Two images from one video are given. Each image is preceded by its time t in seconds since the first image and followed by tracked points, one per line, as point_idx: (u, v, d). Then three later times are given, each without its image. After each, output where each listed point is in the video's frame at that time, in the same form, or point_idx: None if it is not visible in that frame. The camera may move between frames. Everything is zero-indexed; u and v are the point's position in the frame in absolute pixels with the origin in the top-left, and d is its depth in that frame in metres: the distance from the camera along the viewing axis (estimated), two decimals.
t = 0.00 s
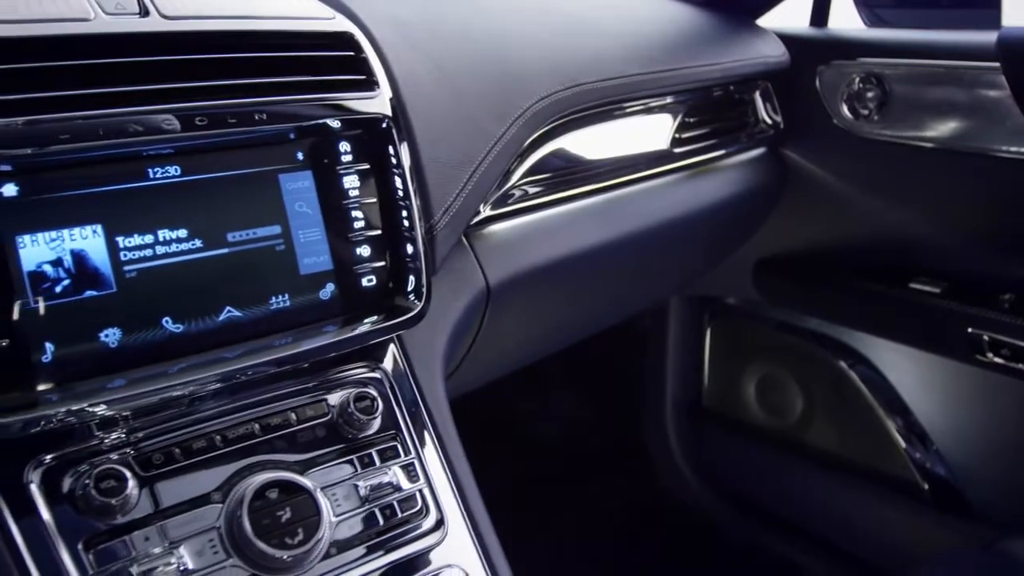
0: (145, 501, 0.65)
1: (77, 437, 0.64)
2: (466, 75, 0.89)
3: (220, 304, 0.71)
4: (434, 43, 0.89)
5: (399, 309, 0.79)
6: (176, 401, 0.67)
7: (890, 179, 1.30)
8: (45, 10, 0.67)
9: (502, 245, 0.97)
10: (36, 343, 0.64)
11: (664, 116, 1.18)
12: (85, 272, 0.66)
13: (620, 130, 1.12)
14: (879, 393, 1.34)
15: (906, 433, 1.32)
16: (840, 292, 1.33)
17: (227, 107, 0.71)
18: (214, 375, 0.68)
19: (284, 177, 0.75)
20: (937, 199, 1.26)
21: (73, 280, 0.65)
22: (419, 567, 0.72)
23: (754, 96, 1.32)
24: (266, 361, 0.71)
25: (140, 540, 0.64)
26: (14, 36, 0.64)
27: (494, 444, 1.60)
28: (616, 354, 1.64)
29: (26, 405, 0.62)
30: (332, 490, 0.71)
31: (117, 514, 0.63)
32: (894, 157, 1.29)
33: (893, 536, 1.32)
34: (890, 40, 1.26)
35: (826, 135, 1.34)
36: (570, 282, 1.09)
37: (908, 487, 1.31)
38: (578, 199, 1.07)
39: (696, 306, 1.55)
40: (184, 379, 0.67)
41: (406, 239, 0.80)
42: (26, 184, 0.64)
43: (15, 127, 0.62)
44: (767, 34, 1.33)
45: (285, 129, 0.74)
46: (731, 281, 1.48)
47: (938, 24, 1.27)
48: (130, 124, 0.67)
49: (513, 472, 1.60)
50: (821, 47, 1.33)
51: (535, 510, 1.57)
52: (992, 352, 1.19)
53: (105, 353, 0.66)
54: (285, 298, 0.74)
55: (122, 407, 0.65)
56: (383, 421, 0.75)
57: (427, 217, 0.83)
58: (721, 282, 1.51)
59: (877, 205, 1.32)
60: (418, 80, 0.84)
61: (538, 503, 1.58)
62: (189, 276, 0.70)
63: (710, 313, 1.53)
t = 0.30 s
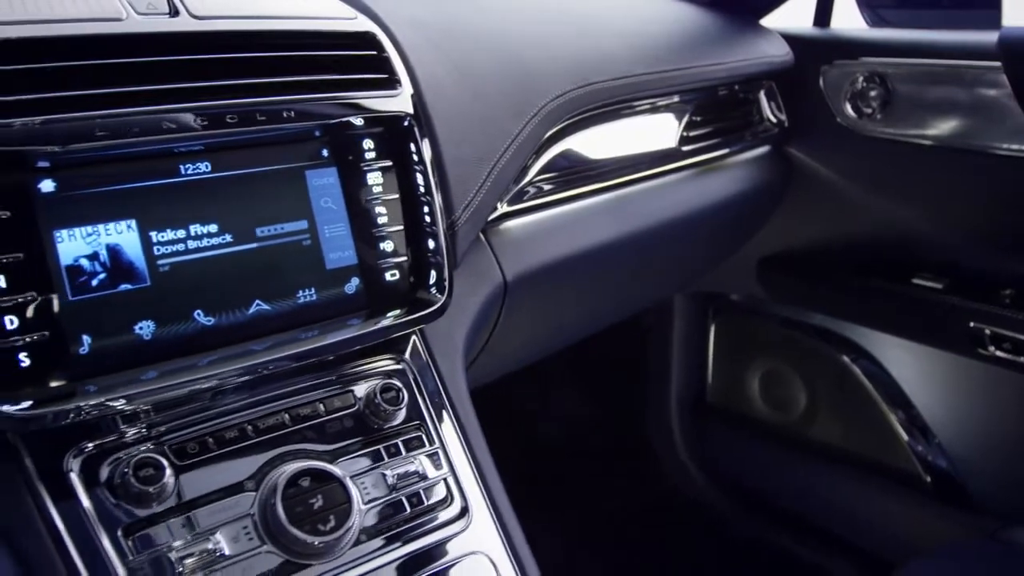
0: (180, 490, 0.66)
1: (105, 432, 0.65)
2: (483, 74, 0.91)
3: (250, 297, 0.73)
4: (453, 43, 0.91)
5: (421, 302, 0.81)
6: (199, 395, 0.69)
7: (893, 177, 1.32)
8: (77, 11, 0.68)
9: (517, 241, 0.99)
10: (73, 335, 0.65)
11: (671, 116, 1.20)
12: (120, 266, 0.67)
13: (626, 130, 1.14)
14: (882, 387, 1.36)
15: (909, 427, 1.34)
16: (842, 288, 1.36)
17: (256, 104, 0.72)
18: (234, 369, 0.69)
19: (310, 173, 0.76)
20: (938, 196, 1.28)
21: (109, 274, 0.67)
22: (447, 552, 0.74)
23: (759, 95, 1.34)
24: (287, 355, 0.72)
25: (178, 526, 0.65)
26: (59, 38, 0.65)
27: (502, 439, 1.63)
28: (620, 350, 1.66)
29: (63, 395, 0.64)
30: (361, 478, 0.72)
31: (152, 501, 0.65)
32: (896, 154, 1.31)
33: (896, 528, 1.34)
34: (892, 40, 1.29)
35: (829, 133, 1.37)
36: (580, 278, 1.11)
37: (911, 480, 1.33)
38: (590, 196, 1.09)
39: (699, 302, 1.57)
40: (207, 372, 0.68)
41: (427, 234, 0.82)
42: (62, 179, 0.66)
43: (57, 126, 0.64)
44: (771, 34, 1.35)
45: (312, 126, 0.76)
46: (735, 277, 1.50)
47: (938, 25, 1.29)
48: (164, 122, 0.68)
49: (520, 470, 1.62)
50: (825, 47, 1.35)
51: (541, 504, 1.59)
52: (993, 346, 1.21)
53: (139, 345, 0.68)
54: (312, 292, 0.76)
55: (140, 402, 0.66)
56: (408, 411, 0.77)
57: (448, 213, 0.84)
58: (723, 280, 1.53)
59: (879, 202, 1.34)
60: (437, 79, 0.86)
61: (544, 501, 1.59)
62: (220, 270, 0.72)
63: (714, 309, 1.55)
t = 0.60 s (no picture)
0: (214, 479, 0.68)
1: (134, 421, 0.66)
2: (499, 73, 0.93)
3: (278, 291, 0.74)
4: (469, 42, 0.92)
5: (442, 296, 0.83)
6: (214, 391, 0.69)
7: (895, 174, 1.35)
8: (108, 11, 0.69)
9: (532, 237, 1.01)
10: (108, 328, 0.67)
11: (675, 114, 1.22)
12: (153, 260, 0.69)
13: (633, 129, 1.16)
14: (884, 381, 1.38)
15: (911, 421, 1.36)
16: (845, 283, 1.38)
17: (284, 102, 0.74)
18: (252, 364, 0.70)
19: (335, 170, 0.78)
20: (940, 193, 1.31)
21: (142, 268, 0.69)
22: (473, 538, 0.76)
23: (763, 94, 1.36)
24: (311, 350, 0.73)
25: (213, 513, 0.67)
26: (97, 38, 0.67)
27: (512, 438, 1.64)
28: (625, 346, 1.68)
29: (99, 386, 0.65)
30: (388, 467, 0.74)
31: (186, 489, 0.66)
32: (897, 152, 1.34)
33: (899, 519, 1.37)
34: (894, 40, 1.31)
35: (832, 131, 1.39)
36: (591, 274, 1.13)
37: (913, 472, 1.36)
38: (599, 193, 1.11)
39: (703, 299, 1.59)
40: (231, 366, 0.69)
41: (448, 229, 0.84)
42: (97, 175, 0.67)
43: (95, 123, 0.66)
44: (775, 34, 1.37)
45: (336, 123, 0.78)
46: (738, 274, 1.52)
47: (939, 24, 1.31)
48: (196, 120, 0.70)
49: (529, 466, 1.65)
50: (828, 46, 1.37)
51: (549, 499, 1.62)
52: (994, 340, 1.23)
53: (171, 337, 0.69)
54: (337, 286, 0.78)
55: (161, 396, 0.66)
56: (431, 403, 0.79)
57: (468, 209, 0.86)
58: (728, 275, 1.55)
59: (881, 199, 1.37)
60: (455, 78, 0.88)
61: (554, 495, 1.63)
62: (248, 264, 0.73)
63: (717, 306, 1.57)
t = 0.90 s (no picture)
0: (245, 467, 0.69)
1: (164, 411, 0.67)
2: (513, 73, 0.95)
3: (303, 285, 0.76)
4: (484, 42, 0.94)
5: (461, 290, 0.85)
6: (234, 385, 0.70)
7: (896, 172, 1.37)
8: (140, 13, 0.71)
9: (548, 233, 1.03)
10: (141, 320, 0.68)
11: (680, 113, 1.24)
12: (183, 255, 0.71)
13: (640, 128, 1.18)
14: (886, 375, 1.40)
15: (912, 415, 1.38)
16: (848, 279, 1.40)
17: (310, 101, 0.76)
18: (272, 358, 0.71)
19: (358, 167, 0.80)
20: (941, 190, 1.33)
21: (173, 262, 0.70)
22: (497, 525, 0.78)
23: (767, 93, 1.38)
24: (333, 344, 0.75)
25: (245, 501, 0.68)
26: (128, 37, 0.69)
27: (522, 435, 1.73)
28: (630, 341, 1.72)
29: (131, 378, 0.67)
30: (413, 456, 0.76)
31: (218, 479, 0.68)
32: (899, 150, 1.36)
33: (901, 512, 1.39)
34: (895, 40, 1.33)
35: (835, 130, 1.41)
36: (600, 270, 1.15)
37: (915, 465, 1.38)
38: (608, 191, 1.12)
39: (706, 296, 1.61)
40: (251, 361, 0.70)
41: (466, 225, 0.86)
42: (129, 171, 0.69)
43: (128, 121, 0.67)
44: (778, 34, 1.39)
45: (358, 121, 0.79)
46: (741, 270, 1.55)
47: (940, 25, 1.34)
48: (225, 117, 0.72)
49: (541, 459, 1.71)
50: (829, 46, 1.40)
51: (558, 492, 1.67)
52: (995, 334, 1.25)
53: (201, 330, 0.71)
54: (360, 280, 0.79)
55: (175, 391, 0.67)
56: (453, 394, 0.81)
57: (486, 205, 0.88)
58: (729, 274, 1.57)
59: (883, 196, 1.39)
60: (472, 77, 0.89)
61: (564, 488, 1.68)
62: (275, 259, 0.75)
63: (720, 304, 1.59)
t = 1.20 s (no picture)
0: (273, 457, 0.71)
1: (190, 403, 0.69)
2: (527, 72, 0.96)
3: (327, 280, 0.78)
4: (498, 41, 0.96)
5: (478, 285, 0.87)
6: (254, 378, 0.72)
7: (897, 170, 1.39)
8: (169, 13, 0.73)
9: (560, 229, 1.06)
10: (171, 313, 0.70)
11: (684, 112, 1.26)
12: (211, 250, 0.72)
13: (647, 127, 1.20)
14: (888, 370, 1.42)
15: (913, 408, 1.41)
16: (850, 275, 1.41)
17: (332, 99, 0.77)
18: (291, 350, 0.74)
19: (379, 164, 0.82)
20: (941, 187, 1.35)
21: (202, 256, 0.72)
22: (517, 513, 0.80)
23: (769, 92, 1.41)
24: (352, 338, 0.77)
25: (274, 490, 0.70)
26: (156, 38, 0.71)
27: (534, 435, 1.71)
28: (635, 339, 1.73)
29: (160, 370, 0.68)
30: (436, 446, 0.78)
31: (248, 468, 0.69)
32: (900, 148, 1.38)
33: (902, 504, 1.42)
34: (896, 40, 1.35)
35: (836, 129, 1.43)
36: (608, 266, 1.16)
37: (917, 458, 1.40)
38: (616, 188, 1.14)
39: (708, 293, 1.62)
40: (272, 354, 0.73)
41: (483, 221, 0.87)
42: (159, 166, 0.70)
43: (139, 120, 0.68)
44: (780, 33, 1.41)
45: (377, 119, 0.81)
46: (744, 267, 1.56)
47: (939, 24, 1.36)
48: (252, 114, 0.73)
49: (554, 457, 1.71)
50: (830, 46, 1.42)
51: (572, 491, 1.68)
52: (995, 329, 1.27)
53: (229, 323, 0.72)
54: (382, 275, 0.81)
55: (195, 385, 0.69)
56: (472, 386, 0.83)
57: (503, 201, 0.90)
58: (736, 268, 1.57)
59: (884, 193, 1.41)
60: (487, 76, 0.91)
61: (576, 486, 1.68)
62: (299, 253, 0.76)
63: (723, 300, 1.61)
